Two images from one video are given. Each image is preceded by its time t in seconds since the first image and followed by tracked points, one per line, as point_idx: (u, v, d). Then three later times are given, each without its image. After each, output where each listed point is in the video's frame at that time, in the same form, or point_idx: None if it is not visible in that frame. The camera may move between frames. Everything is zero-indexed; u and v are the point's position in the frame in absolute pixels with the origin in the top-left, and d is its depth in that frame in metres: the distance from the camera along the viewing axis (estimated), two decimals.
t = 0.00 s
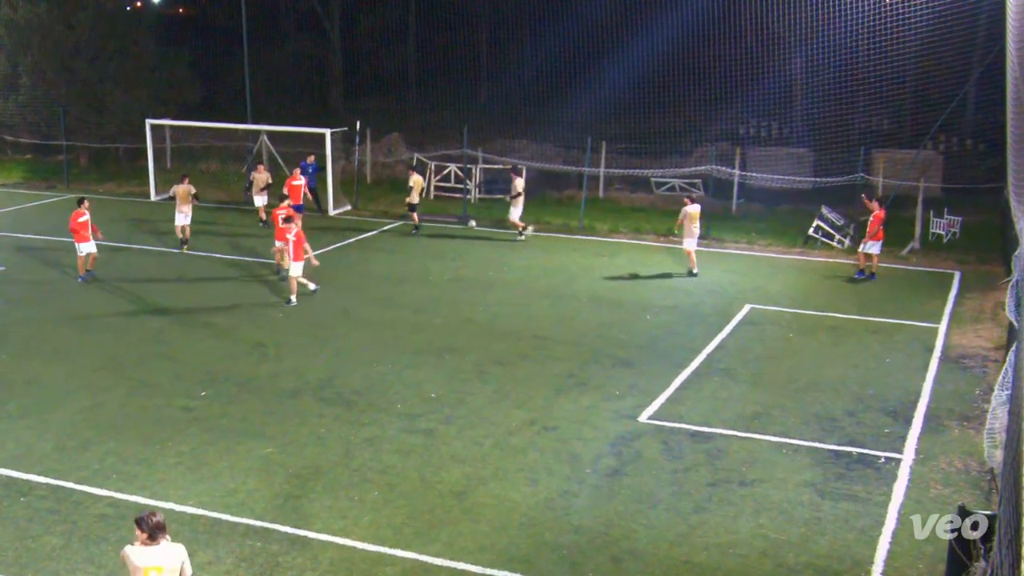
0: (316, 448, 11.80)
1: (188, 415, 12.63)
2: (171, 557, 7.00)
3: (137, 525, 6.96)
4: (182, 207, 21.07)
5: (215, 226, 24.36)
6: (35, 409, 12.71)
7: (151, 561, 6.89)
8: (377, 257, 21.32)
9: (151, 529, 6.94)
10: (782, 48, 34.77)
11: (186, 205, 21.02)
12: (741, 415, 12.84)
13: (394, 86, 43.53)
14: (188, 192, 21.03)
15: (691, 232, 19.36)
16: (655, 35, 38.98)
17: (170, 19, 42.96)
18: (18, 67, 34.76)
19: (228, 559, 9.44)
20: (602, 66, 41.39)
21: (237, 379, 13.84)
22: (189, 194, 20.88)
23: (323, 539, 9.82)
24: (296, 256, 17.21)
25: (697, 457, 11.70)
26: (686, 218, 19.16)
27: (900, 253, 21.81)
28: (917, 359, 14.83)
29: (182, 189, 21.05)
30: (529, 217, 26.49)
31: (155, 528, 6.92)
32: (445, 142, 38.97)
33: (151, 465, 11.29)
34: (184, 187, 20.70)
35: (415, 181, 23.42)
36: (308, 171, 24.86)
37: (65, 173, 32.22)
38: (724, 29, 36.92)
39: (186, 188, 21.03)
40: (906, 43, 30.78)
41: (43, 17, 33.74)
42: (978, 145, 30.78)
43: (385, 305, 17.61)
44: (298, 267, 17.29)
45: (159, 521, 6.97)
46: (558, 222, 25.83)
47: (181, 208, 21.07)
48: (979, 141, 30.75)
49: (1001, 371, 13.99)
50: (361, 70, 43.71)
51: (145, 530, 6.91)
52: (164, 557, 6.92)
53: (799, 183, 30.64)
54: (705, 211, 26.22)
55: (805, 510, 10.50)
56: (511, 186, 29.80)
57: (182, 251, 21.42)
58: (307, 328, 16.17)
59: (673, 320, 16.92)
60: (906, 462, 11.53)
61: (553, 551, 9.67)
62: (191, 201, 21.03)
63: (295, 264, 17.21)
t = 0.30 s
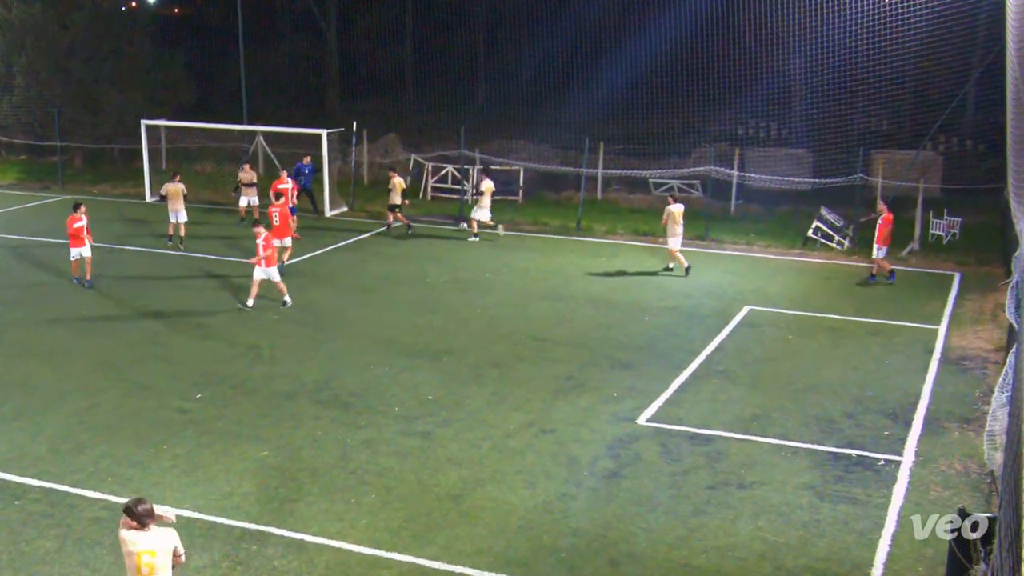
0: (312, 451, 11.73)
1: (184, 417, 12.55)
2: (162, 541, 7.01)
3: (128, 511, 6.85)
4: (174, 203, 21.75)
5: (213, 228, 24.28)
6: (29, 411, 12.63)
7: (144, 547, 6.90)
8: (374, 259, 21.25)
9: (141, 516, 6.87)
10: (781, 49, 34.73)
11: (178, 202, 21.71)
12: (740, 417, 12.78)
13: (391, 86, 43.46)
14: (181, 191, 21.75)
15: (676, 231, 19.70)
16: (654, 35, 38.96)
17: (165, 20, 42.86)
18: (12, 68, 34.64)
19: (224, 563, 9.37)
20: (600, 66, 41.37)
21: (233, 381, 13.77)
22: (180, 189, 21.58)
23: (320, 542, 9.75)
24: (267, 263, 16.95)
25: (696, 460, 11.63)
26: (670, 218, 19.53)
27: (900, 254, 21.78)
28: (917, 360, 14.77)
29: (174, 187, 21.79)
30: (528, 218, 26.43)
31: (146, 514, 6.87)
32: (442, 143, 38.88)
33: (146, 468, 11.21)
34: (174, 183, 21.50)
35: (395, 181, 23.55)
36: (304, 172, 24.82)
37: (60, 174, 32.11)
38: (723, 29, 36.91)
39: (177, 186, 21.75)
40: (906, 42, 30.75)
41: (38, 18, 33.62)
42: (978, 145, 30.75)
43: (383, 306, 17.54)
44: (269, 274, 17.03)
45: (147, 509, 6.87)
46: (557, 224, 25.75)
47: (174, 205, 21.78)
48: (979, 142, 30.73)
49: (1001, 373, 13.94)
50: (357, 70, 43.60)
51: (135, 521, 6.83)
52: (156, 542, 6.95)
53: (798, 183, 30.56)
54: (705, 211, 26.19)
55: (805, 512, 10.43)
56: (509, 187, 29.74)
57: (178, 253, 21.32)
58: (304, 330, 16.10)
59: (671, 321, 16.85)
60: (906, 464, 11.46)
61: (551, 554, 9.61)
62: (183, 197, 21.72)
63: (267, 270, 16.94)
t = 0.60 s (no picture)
0: (312, 451, 11.71)
1: (183, 418, 12.55)
2: (156, 517, 7.44)
3: (127, 487, 7.30)
4: (170, 206, 21.87)
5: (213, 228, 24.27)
6: (27, 412, 12.59)
7: (138, 521, 7.34)
8: (374, 259, 21.25)
9: (140, 492, 7.29)
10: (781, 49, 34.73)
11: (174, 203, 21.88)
12: (739, 417, 12.77)
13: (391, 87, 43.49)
14: (176, 193, 21.79)
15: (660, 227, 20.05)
16: (654, 35, 38.98)
17: (165, 20, 42.91)
18: (11, 68, 34.64)
19: (222, 564, 9.35)
20: (600, 66, 41.40)
21: (232, 382, 13.75)
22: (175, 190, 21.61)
23: (319, 543, 9.74)
24: (238, 263, 16.72)
25: (695, 460, 11.62)
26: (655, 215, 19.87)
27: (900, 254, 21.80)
28: (917, 360, 14.77)
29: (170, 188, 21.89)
30: (527, 218, 26.44)
31: (145, 490, 7.29)
32: (443, 142, 38.90)
33: (145, 469, 11.19)
34: (169, 186, 21.60)
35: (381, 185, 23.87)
36: (304, 173, 24.78)
37: (60, 175, 32.07)
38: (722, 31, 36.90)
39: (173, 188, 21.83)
40: (906, 42, 30.76)
41: (37, 18, 33.59)
42: (978, 146, 30.77)
43: (382, 306, 17.53)
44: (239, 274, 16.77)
45: (145, 487, 7.29)
46: (557, 224, 25.76)
47: (169, 208, 21.90)
48: (979, 142, 30.77)
49: (1000, 372, 13.95)
50: (356, 70, 43.62)
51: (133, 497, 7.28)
52: (150, 517, 7.38)
53: (798, 184, 30.55)
54: (705, 211, 26.20)
55: (805, 513, 10.41)
56: (509, 187, 29.74)
57: (178, 253, 21.32)
58: (304, 330, 16.09)
59: (670, 321, 16.85)
60: (905, 464, 11.46)
61: (552, 554, 9.60)
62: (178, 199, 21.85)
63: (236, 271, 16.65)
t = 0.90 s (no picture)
0: (311, 452, 11.69)
1: (182, 418, 12.53)
2: (163, 500, 7.61)
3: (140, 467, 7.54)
4: (166, 201, 21.96)
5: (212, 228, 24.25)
6: (26, 413, 12.58)
7: (143, 501, 7.55)
8: (374, 259, 21.24)
9: (148, 473, 7.52)
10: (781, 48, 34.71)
11: (172, 199, 21.97)
12: (740, 418, 12.76)
13: (391, 87, 43.49)
14: (173, 188, 21.92)
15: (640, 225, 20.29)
16: (653, 35, 38.98)
17: (164, 20, 42.91)
18: (10, 68, 34.64)
19: (222, 564, 9.34)
20: (599, 66, 41.39)
21: (231, 382, 13.74)
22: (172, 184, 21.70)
23: (319, 543, 9.73)
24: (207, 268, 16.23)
25: (694, 461, 11.62)
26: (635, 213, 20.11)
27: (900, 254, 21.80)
28: (917, 360, 14.78)
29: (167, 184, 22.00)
30: (526, 218, 26.43)
31: (152, 471, 7.51)
32: (442, 142, 38.90)
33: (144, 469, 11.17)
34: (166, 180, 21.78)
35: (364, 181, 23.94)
36: (302, 173, 24.75)
37: (59, 175, 32.03)
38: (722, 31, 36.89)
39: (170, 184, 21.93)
40: (906, 42, 30.75)
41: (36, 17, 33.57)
42: (978, 146, 30.76)
43: (382, 306, 17.52)
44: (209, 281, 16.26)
45: (155, 469, 7.52)
46: (556, 224, 25.74)
47: (166, 203, 22.00)
48: (979, 142, 30.77)
49: (1000, 372, 13.96)
50: (355, 70, 43.62)
51: (141, 477, 7.50)
52: (157, 499, 7.57)
53: (798, 184, 30.55)
54: (704, 211, 26.17)
55: (806, 513, 10.41)
56: (507, 187, 29.74)
57: (177, 253, 21.31)
58: (303, 330, 16.08)
59: (670, 321, 16.84)
60: (905, 465, 11.44)
61: (552, 555, 9.58)
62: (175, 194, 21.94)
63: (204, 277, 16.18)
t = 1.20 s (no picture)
0: (310, 452, 11.68)
1: (182, 419, 12.53)
2: (162, 477, 7.95)
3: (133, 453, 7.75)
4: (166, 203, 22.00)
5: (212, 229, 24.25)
6: (26, 413, 12.57)
7: (144, 485, 7.82)
8: (373, 259, 21.23)
9: (146, 457, 7.79)
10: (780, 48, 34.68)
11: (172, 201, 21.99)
12: (740, 418, 12.75)
13: (391, 87, 43.50)
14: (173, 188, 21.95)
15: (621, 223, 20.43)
16: (653, 35, 38.96)
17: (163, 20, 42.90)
18: (9, 69, 34.63)
19: (221, 564, 9.33)
20: (599, 66, 41.38)
21: (231, 383, 13.72)
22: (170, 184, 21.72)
23: (318, 544, 9.72)
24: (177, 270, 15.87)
25: (694, 461, 11.61)
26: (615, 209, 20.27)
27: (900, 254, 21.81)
28: (917, 361, 14.77)
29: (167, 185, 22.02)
30: (526, 219, 26.43)
31: (150, 455, 7.79)
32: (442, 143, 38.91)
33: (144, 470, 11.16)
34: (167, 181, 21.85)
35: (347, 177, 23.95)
36: (301, 172, 24.73)
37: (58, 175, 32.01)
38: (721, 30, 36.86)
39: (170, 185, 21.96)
40: (906, 42, 30.73)
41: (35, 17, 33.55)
42: (978, 146, 30.77)
43: (382, 307, 17.51)
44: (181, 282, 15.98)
45: (150, 451, 7.79)
46: (555, 224, 25.73)
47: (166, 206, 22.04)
48: (979, 142, 30.78)
49: (999, 373, 13.96)
50: (354, 71, 43.63)
51: (139, 462, 7.75)
52: (157, 479, 7.88)
53: (798, 184, 30.57)
54: (704, 211, 26.18)
55: (805, 514, 10.40)
56: (506, 187, 29.73)
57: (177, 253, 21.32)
58: (303, 331, 16.07)
59: (669, 321, 16.84)
60: (906, 465, 11.43)
61: (552, 556, 9.57)
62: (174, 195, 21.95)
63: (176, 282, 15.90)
